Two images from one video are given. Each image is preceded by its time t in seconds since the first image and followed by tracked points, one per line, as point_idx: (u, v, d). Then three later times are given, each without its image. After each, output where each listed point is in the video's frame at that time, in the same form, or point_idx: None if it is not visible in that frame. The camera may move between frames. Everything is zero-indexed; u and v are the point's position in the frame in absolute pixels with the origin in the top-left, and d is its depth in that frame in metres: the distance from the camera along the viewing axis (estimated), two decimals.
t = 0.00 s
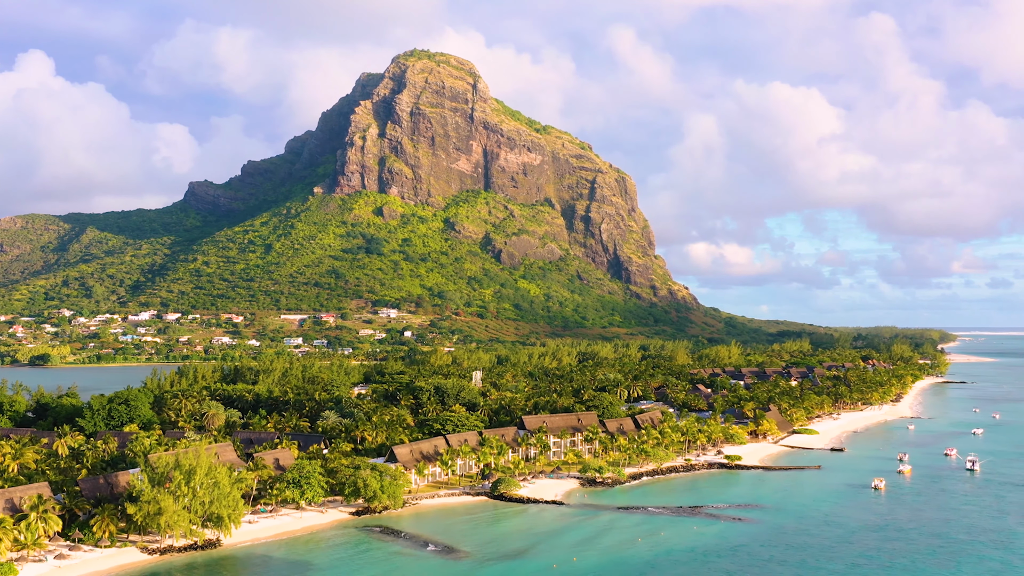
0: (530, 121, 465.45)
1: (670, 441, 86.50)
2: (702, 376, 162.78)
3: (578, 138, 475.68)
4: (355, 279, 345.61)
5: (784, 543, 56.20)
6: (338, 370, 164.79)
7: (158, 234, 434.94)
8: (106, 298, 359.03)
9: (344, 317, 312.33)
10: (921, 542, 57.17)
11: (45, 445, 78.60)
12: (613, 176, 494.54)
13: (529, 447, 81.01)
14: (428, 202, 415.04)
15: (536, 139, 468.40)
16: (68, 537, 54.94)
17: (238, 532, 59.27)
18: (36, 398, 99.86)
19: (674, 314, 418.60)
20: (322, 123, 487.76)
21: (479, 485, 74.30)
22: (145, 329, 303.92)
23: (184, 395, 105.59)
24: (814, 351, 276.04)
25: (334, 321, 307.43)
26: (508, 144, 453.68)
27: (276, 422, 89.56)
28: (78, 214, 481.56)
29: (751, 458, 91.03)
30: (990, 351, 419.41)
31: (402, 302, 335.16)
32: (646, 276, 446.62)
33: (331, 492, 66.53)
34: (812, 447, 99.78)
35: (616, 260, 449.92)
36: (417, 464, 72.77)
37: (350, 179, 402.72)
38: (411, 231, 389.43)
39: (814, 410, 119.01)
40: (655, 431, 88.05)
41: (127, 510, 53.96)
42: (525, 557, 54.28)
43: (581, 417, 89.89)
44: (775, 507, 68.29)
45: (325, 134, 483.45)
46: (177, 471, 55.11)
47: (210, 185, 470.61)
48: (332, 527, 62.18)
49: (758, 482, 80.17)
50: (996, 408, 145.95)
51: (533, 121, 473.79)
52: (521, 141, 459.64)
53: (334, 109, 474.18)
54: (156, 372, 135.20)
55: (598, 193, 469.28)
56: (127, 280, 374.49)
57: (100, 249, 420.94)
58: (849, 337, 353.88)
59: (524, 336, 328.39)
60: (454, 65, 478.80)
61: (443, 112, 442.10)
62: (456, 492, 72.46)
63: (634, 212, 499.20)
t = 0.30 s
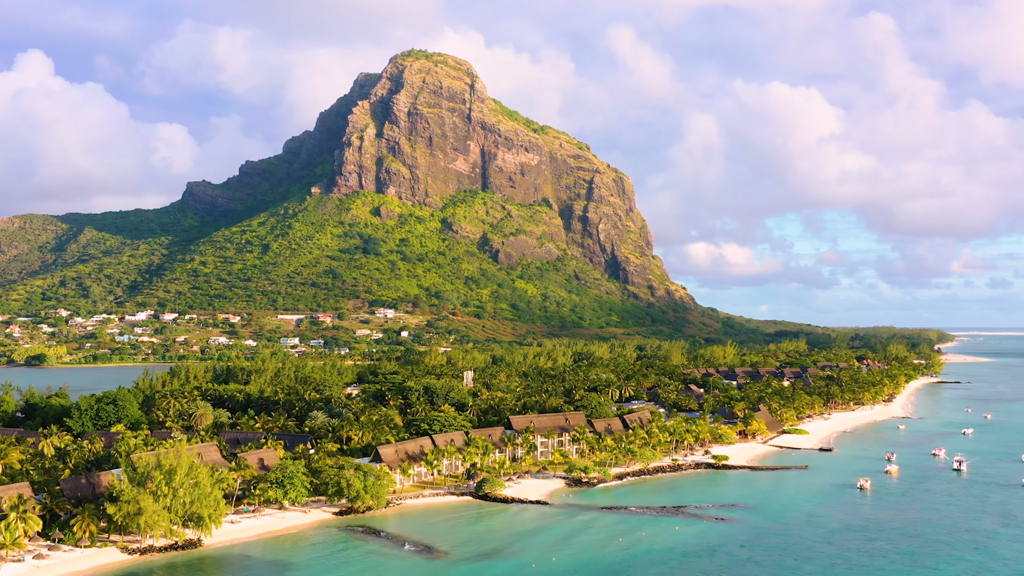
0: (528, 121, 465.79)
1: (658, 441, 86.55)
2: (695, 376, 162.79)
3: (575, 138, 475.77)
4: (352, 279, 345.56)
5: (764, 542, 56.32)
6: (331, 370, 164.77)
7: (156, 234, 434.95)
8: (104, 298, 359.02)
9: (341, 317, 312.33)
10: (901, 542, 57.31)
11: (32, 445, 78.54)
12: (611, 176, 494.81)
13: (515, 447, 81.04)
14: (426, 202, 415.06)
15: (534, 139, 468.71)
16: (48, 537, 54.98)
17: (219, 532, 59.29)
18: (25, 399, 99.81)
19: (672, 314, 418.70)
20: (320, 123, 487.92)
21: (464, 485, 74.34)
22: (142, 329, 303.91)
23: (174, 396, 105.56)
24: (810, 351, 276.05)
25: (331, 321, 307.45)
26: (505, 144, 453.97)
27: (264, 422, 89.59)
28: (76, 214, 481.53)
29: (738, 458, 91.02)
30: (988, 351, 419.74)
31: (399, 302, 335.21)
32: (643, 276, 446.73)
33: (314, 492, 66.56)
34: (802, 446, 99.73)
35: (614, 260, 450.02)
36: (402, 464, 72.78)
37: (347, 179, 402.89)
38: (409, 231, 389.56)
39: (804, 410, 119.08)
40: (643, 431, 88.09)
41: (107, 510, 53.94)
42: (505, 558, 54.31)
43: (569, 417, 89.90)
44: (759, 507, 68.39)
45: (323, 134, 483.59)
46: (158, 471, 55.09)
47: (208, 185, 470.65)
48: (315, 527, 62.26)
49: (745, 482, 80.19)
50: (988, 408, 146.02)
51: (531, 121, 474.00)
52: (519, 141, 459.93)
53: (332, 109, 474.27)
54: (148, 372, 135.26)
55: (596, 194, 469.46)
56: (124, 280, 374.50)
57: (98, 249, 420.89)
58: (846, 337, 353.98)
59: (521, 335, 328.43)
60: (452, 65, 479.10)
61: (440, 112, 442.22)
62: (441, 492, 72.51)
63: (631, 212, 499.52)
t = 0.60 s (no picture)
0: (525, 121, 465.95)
1: (644, 441, 86.61)
2: (688, 377, 162.82)
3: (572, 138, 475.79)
4: (349, 279, 345.41)
5: (744, 542, 56.19)
6: (325, 370, 164.72)
7: (154, 234, 434.99)
8: (101, 298, 359.02)
9: (338, 317, 312.28)
10: (882, 542, 57.11)
11: (17, 445, 78.53)
12: (608, 176, 494.90)
13: (501, 447, 81.11)
14: (423, 202, 415.00)
15: (531, 139, 468.93)
16: (27, 537, 54.99)
17: (201, 532, 59.36)
18: (14, 399, 99.83)
19: (669, 314, 418.64)
20: (318, 123, 488.08)
21: (448, 485, 74.39)
22: (139, 329, 303.89)
23: (164, 396, 105.56)
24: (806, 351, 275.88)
25: (328, 321, 307.46)
26: (503, 144, 454.14)
27: (252, 422, 89.64)
28: (74, 214, 481.67)
29: (726, 458, 91.06)
30: (985, 351, 419.83)
31: (396, 302, 335.12)
32: (641, 276, 446.69)
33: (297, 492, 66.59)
34: (790, 447, 99.78)
35: (611, 260, 449.93)
36: (386, 464, 72.83)
37: (345, 179, 403.02)
38: (406, 231, 389.63)
39: (795, 410, 119.10)
40: (630, 432, 88.21)
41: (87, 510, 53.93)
42: (485, 558, 54.27)
43: (556, 417, 89.92)
44: (742, 507, 68.31)
45: (321, 134, 483.75)
46: (138, 470, 55.06)
47: (206, 185, 470.71)
48: (297, 527, 62.37)
49: (731, 482, 80.16)
50: (980, 408, 146.08)
51: (528, 121, 474.17)
52: (517, 141, 460.21)
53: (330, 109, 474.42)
54: (140, 373, 135.28)
55: (593, 194, 469.53)
56: (121, 280, 374.58)
57: (96, 249, 420.99)
58: (843, 337, 354.04)
59: (518, 335, 328.46)
60: (450, 65, 479.38)
61: (438, 113, 442.41)
62: (425, 492, 72.55)
63: (629, 212, 499.73)
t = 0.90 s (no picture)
0: (523, 121, 466.12)
1: (631, 441, 86.75)
2: (681, 377, 162.72)
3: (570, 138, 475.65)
4: (346, 279, 345.30)
5: (723, 542, 56.20)
6: (318, 370, 164.58)
7: (151, 234, 435.03)
8: (98, 298, 359.14)
9: (335, 317, 312.48)
10: (861, 542, 57.06)
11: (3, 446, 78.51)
12: (606, 176, 494.86)
13: (487, 446, 81.24)
14: (421, 202, 414.91)
15: (529, 139, 469.02)
16: (7, 537, 55.12)
17: (182, 532, 59.41)
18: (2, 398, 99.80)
19: (667, 314, 418.72)
20: (316, 123, 488.18)
21: (433, 485, 74.51)
22: (136, 329, 303.91)
23: (154, 397, 105.41)
24: (802, 351, 275.79)
25: (325, 321, 307.59)
26: (500, 144, 454.24)
27: (239, 422, 89.68)
28: (72, 214, 481.79)
29: (713, 457, 91.11)
30: (982, 351, 420.05)
31: (393, 302, 335.19)
32: (638, 276, 446.69)
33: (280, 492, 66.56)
34: (779, 447, 99.76)
35: (609, 260, 450.00)
36: (371, 463, 72.90)
37: (342, 179, 403.09)
38: (403, 231, 389.70)
39: (785, 410, 119.14)
40: (617, 431, 88.30)
41: (65, 510, 53.95)
42: (464, 557, 54.34)
43: (543, 417, 89.87)
44: (725, 507, 68.33)
45: (319, 134, 483.81)
46: (118, 470, 55.06)
47: (203, 185, 470.68)
48: (279, 527, 62.43)
49: (716, 482, 80.16)
50: (972, 408, 146.06)
51: (526, 121, 474.14)
52: (514, 141, 460.33)
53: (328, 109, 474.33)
54: (132, 372, 135.26)
55: (591, 194, 469.56)
56: (119, 280, 374.68)
57: (93, 249, 421.02)
58: (840, 337, 354.19)
59: (514, 335, 328.52)
60: (447, 65, 479.69)
61: (435, 113, 442.37)
62: (410, 492, 72.62)
63: (627, 212, 499.87)
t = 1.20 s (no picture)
0: (520, 121, 466.23)
1: (618, 441, 86.75)
2: (673, 377, 162.52)
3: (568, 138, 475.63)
4: (343, 279, 345.23)
5: (703, 542, 56.25)
6: (310, 370, 164.24)
7: (148, 234, 434.83)
8: (95, 298, 359.00)
9: (331, 317, 312.29)
10: (841, 542, 57.06)
11: None
12: (604, 176, 494.83)
13: (473, 446, 81.26)
14: (418, 202, 414.93)
15: (526, 139, 469.06)
16: None
17: (162, 531, 59.48)
18: None
19: (664, 314, 418.55)
20: (313, 123, 488.31)
21: (417, 485, 74.56)
22: (132, 329, 303.60)
23: (143, 398, 105.42)
24: (798, 351, 275.38)
25: (321, 321, 307.45)
26: (497, 144, 454.30)
27: (226, 422, 89.68)
28: (70, 214, 481.66)
29: (700, 457, 91.12)
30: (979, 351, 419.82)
31: (390, 302, 335.09)
32: (636, 276, 446.50)
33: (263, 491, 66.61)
34: (768, 447, 99.70)
35: (606, 260, 449.93)
36: (355, 463, 72.92)
37: (340, 179, 402.96)
38: (401, 231, 389.64)
39: (775, 410, 119.08)
40: (604, 431, 88.31)
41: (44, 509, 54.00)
42: (443, 557, 54.41)
43: (531, 417, 89.86)
44: (708, 506, 68.41)
45: (316, 134, 483.90)
46: (98, 471, 55.09)
47: (201, 185, 470.55)
48: (261, 526, 62.50)
49: (702, 482, 80.16)
50: (964, 408, 145.94)
51: (524, 121, 474.27)
52: (511, 141, 460.39)
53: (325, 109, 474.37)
54: (123, 372, 135.15)
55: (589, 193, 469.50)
56: (116, 280, 374.54)
57: (90, 249, 420.77)
58: (837, 337, 354.09)
59: (511, 336, 328.25)
60: (445, 65, 479.81)
61: (433, 113, 442.29)
62: (394, 492, 72.69)
63: (624, 212, 499.85)
